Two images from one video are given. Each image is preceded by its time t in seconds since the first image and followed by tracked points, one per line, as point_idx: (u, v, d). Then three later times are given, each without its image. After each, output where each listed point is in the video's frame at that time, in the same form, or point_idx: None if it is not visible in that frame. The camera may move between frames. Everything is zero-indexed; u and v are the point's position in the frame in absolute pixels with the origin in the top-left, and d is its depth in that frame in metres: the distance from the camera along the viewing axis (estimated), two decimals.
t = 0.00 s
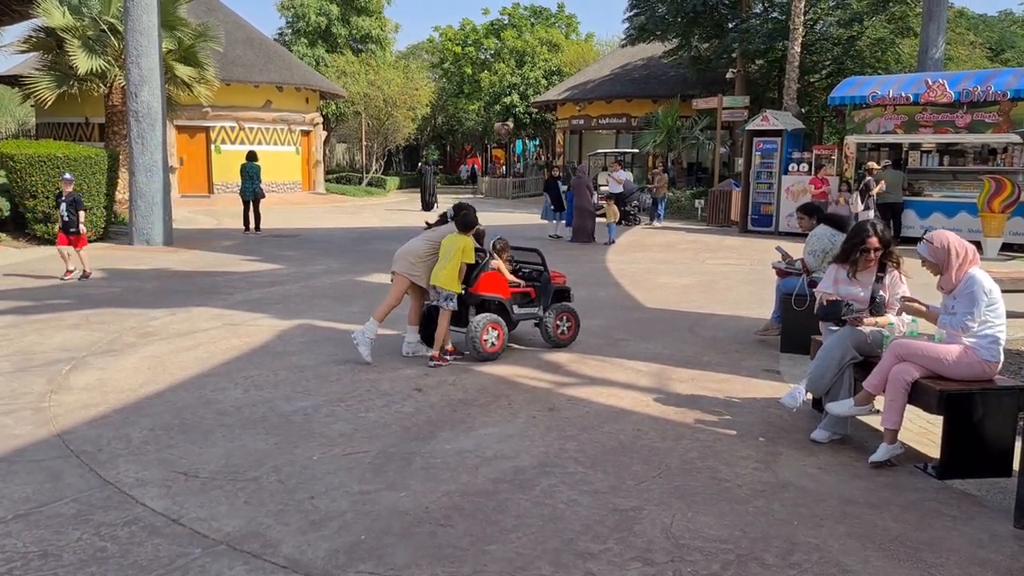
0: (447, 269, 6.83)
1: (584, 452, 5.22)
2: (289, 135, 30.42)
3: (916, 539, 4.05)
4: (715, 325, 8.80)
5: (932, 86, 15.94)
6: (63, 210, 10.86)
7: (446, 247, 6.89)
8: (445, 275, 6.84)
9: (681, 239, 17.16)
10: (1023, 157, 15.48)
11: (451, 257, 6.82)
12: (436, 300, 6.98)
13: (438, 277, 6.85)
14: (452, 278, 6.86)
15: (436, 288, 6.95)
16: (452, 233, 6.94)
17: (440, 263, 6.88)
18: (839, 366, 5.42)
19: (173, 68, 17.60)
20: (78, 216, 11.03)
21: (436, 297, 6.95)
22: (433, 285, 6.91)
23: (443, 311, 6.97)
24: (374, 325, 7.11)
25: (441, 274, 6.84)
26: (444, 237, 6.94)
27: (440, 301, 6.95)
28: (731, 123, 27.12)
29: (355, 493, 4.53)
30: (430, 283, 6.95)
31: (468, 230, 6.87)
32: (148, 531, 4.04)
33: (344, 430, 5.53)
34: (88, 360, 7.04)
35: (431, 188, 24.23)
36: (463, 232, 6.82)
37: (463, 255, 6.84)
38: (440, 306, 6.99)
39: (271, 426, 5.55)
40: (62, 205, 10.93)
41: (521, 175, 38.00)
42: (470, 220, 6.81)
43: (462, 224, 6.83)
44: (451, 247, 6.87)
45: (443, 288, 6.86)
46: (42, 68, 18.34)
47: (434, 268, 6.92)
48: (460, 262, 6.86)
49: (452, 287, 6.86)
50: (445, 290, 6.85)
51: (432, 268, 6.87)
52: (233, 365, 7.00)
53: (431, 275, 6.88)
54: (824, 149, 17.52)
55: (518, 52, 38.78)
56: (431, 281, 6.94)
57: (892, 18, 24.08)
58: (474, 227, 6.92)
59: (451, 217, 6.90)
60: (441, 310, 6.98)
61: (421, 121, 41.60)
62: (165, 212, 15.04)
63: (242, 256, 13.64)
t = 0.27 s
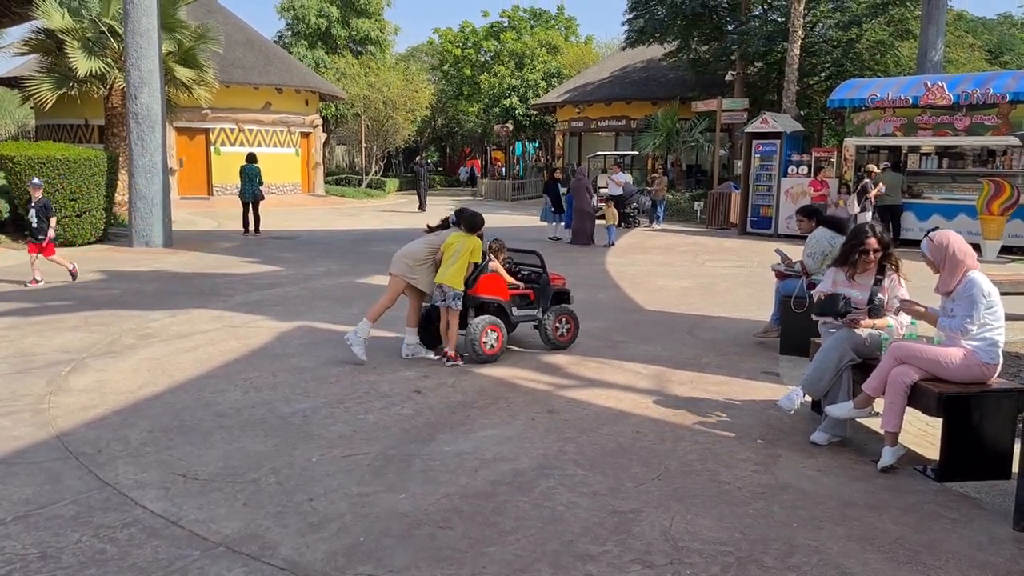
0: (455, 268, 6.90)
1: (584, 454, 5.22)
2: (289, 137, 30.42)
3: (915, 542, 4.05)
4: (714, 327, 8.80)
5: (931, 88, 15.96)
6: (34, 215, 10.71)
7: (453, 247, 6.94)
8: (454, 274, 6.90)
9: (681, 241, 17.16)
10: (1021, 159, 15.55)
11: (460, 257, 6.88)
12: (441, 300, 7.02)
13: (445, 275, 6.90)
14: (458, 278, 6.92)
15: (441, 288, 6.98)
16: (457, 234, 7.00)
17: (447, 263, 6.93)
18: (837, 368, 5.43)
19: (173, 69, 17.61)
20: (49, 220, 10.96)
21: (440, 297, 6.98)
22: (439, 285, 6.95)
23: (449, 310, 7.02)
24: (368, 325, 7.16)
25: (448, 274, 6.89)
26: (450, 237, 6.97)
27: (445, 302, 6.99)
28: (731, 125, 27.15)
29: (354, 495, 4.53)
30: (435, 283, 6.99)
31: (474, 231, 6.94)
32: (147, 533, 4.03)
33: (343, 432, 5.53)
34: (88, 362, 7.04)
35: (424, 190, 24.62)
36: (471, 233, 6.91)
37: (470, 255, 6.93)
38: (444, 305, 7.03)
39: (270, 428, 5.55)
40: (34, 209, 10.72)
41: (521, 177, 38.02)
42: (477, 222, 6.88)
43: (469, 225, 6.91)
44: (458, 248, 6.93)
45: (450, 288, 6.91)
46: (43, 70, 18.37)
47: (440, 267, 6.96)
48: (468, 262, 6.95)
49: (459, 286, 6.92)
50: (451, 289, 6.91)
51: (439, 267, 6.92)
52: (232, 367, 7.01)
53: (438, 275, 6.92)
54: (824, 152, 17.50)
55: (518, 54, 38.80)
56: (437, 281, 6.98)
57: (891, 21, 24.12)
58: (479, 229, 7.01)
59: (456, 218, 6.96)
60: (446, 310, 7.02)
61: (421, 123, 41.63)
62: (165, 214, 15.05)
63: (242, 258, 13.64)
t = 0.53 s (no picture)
0: (458, 270, 6.90)
1: (582, 457, 5.22)
2: (288, 140, 30.41)
3: (914, 545, 4.05)
4: (713, 329, 8.81)
5: (929, 92, 15.99)
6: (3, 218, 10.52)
7: (456, 249, 6.93)
8: (456, 277, 6.90)
9: (679, 244, 17.19)
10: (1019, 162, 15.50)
11: (462, 259, 6.88)
12: (442, 302, 7.00)
13: (447, 277, 6.89)
14: (460, 280, 6.92)
15: (442, 290, 6.97)
16: (459, 237, 6.99)
17: (450, 266, 6.92)
18: (835, 370, 5.43)
19: (173, 72, 17.63)
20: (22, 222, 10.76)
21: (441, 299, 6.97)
22: (440, 287, 6.94)
23: (448, 312, 7.00)
24: (361, 327, 7.18)
25: (451, 275, 6.88)
26: (452, 241, 6.96)
27: (446, 304, 6.97)
28: (729, 128, 27.19)
29: (353, 498, 4.53)
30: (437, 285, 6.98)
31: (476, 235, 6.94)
32: (145, 536, 4.03)
33: (341, 434, 5.52)
34: (86, 365, 7.03)
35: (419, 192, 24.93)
36: (473, 235, 6.90)
37: (473, 257, 6.93)
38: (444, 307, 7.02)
39: (269, 431, 5.55)
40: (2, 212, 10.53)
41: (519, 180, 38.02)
42: (479, 225, 6.87)
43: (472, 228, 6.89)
44: (461, 250, 6.92)
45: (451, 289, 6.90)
46: (41, 72, 18.37)
47: (442, 270, 6.96)
48: (470, 265, 6.96)
49: (460, 289, 6.91)
50: (452, 290, 6.89)
51: (441, 269, 6.91)
52: (231, 369, 7.00)
53: (439, 276, 6.91)
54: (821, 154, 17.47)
55: (516, 57, 38.81)
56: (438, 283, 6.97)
57: (889, 24, 24.13)
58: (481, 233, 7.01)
59: (458, 221, 6.96)
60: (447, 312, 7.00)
61: (420, 126, 41.66)
62: (164, 216, 15.04)
63: (240, 260, 13.64)
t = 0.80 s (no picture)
0: (456, 274, 6.92)
1: (580, 461, 5.22)
2: (286, 143, 30.41)
3: (911, 550, 4.05)
4: (710, 334, 8.81)
5: (927, 97, 16.06)
6: None
7: (453, 252, 6.95)
8: (455, 280, 6.92)
9: (678, 248, 17.20)
10: (1016, 168, 15.51)
11: (461, 262, 6.91)
12: (440, 305, 7.00)
13: (446, 281, 6.92)
14: (459, 283, 6.95)
15: (440, 294, 6.97)
16: (457, 241, 7.02)
17: (448, 269, 6.95)
18: (833, 376, 5.43)
19: (172, 75, 17.63)
20: None
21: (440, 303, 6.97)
22: (438, 290, 6.95)
23: (447, 316, 7.01)
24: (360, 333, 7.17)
25: (450, 279, 6.92)
26: (450, 245, 6.98)
27: (444, 308, 6.97)
28: (728, 132, 27.23)
29: (350, 502, 4.52)
30: (435, 288, 7.00)
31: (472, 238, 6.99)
32: (143, 540, 4.03)
33: (339, 438, 5.52)
34: (83, 368, 7.02)
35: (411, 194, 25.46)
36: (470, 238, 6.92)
37: (471, 260, 6.95)
38: (442, 311, 7.02)
39: (267, 435, 5.55)
40: None
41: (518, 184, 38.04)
42: (475, 228, 6.91)
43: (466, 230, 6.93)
44: (459, 254, 6.95)
45: (451, 292, 6.91)
46: (40, 75, 18.36)
47: (441, 274, 6.99)
48: (468, 269, 6.98)
49: (459, 292, 6.93)
50: (451, 293, 6.91)
51: (440, 273, 6.94)
52: (229, 373, 6.99)
53: (438, 279, 6.94)
54: (819, 160, 17.53)
55: (515, 62, 38.84)
56: (436, 286, 6.99)
57: (887, 29, 24.12)
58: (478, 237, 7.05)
59: (455, 226, 7.00)
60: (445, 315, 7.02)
61: (419, 130, 41.70)
62: (162, 219, 15.03)
63: (239, 263, 13.64)
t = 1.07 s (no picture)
0: (455, 276, 6.91)
1: (578, 464, 5.21)
2: (285, 146, 30.42)
3: (910, 554, 4.05)
4: (709, 337, 8.82)
5: (925, 101, 16.05)
6: None
7: (451, 255, 6.96)
8: (453, 282, 6.91)
9: (677, 251, 17.20)
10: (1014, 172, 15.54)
11: (459, 265, 6.91)
12: (438, 308, 6.99)
13: (444, 283, 6.90)
14: (457, 286, 6.93)
15: (439, 297, 6.97)
16: (454, 244, 7.03)
17: (447, 272, 6.93)
18: (833, 379, 5.43)
19: (171, 78, 17.62)
20: None
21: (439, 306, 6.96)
22: (437, 293, 6.93)
23: (446, 319, 7.00)
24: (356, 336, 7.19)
25: (448, 282, 6.89)
26: (448, 248, 6.99)
27: (443, 311, 6.96)
28: (726, 136, 27.25)
29: (349, 505, 4.52)
30: (432, 291, 6.98)
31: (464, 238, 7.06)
32: (140, 543, 4.02)
33: (338, 442, 5.51)
34: (82, 371, 7.02)
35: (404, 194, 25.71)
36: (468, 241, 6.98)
37: (467, 263, 6.96)
38: (441, 314, 7.01)
39: (265, 437, 5.54)
40: None
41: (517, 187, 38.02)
42: (473, 230, 6.98)
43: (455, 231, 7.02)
44: (457, 256, 6.95)
45: (450, 295, 6.90)
46: (39, 77, 18.36)
47: (439, 277, 6.98)
48: (467, 271, 6.97)
49: (458, 295, 6.92)
50: (450, 296, 6.90)
51: (438, 275, 6.93)
52: (227, 376, 6.98)
53: (436, 282, 6.93)
54: (818, 163, 17.57)
55: (514, 65, 38.82)
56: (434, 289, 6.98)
57: (885, 33, 24.14)
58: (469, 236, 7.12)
59: (451, 229, 7.05)
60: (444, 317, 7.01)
61: (418, 132, 41.70)
62: (161, 222, 15.02)
63: (237, 266, 13.64)
